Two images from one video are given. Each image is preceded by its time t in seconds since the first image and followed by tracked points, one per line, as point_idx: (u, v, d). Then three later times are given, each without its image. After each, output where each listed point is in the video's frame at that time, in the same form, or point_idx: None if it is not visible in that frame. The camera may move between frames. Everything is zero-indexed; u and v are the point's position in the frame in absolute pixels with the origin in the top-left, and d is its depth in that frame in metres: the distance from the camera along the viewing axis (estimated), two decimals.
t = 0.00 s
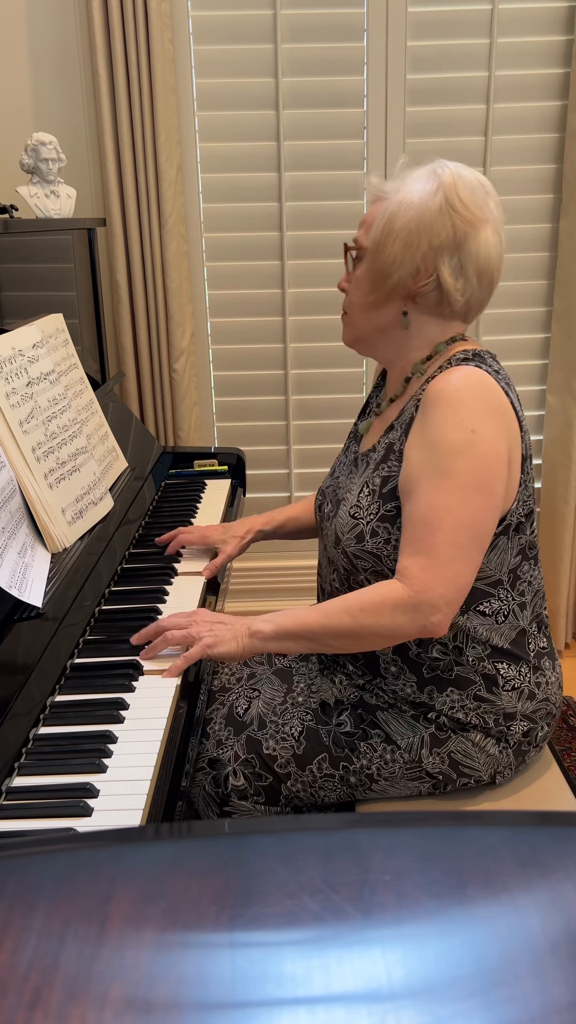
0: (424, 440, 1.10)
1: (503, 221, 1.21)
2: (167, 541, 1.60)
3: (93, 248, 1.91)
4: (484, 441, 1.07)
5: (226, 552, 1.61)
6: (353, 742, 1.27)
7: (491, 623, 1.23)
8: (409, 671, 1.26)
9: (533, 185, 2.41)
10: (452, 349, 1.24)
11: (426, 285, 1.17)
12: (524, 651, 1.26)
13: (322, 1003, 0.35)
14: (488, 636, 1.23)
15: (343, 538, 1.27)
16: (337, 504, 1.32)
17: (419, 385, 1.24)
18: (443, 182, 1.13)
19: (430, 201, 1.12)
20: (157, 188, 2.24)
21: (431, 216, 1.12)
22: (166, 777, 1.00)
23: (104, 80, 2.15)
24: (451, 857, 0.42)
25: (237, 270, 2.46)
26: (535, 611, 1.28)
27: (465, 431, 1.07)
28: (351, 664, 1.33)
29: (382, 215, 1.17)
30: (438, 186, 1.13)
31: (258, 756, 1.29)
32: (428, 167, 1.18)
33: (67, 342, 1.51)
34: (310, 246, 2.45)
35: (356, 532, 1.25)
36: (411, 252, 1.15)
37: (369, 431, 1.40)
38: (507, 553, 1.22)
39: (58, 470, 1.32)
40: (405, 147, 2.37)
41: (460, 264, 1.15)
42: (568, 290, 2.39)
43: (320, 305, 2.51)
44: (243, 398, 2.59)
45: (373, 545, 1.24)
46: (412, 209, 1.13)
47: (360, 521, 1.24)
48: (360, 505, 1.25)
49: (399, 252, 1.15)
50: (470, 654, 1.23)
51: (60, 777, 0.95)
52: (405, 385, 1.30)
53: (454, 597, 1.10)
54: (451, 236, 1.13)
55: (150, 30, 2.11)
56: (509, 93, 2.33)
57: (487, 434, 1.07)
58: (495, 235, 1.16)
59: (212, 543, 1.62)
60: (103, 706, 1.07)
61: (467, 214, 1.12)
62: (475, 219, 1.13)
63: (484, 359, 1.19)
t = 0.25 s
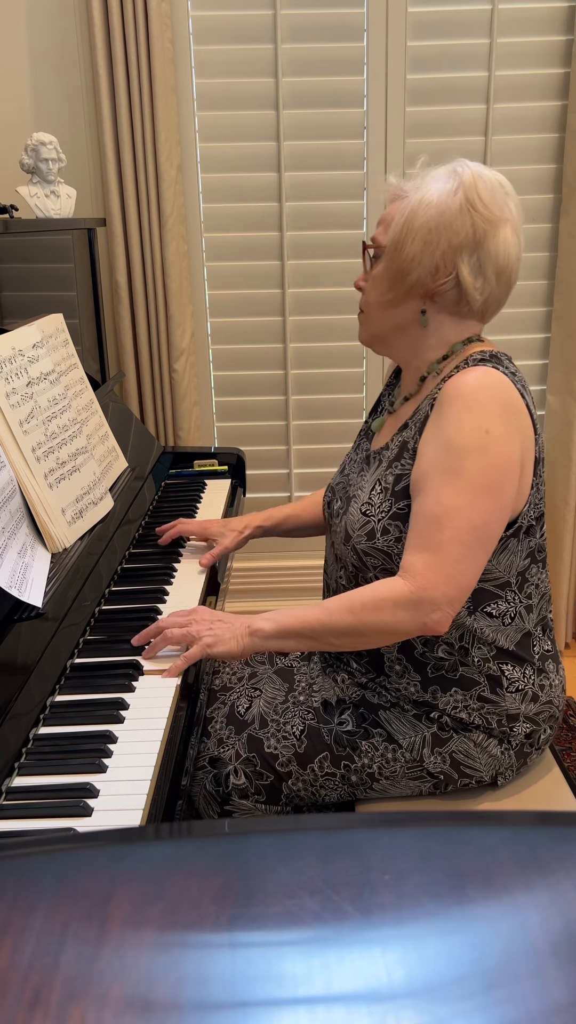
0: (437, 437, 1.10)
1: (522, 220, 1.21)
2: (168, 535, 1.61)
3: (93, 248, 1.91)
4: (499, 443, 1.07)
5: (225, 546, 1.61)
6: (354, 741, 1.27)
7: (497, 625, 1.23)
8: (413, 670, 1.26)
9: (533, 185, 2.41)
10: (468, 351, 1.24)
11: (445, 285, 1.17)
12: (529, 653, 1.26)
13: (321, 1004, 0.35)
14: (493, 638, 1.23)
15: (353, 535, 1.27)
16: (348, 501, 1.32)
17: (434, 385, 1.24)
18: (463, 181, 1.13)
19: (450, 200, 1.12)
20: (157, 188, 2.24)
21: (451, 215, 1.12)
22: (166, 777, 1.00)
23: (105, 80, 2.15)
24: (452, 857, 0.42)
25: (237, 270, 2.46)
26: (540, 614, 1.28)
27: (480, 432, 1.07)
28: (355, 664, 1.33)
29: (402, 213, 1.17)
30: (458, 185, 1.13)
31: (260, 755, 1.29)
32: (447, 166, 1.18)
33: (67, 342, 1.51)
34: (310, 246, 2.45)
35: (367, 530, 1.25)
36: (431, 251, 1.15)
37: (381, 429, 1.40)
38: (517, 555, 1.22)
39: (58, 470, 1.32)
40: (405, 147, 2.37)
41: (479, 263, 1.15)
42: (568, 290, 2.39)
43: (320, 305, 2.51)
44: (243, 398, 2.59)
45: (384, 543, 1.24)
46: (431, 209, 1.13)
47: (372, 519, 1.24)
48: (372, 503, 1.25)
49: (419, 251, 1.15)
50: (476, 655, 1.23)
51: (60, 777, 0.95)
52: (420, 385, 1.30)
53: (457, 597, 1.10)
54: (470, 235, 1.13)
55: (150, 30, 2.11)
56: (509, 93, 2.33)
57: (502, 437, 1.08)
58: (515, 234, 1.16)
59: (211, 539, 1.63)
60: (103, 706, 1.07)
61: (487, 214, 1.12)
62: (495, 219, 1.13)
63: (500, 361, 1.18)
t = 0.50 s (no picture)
0: (448, 439, 1.11)
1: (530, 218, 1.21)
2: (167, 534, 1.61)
3: (93, 248, 1.91)
4: (510, 447, 1.07)
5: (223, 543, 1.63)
6: (355, 741, 1.27)
7: (502, 627, 1.23)
8: (416, 670, 1.26)
9: (533, 185, 2.41)
10: (480, 352, 1.24)
11: (456, 285, 1.17)
12: (532, 655, 1.26)
13: (322, 1004, 0.35)
14: (498, 640, 1.23)
15: (362, 534, 1.27)
16: (356, 500, 1.32)
17: (446, 387, 1.24)
18: (471, 181, 1.13)
19: (458, 200, 1.12)
20: (157, 188, 2.24)
21: (460, 215, 1.12)
22: (166, 777, 1.00)
23: (105, 80, 2.15)
24: (452, 857, 0.42)
25: (237, 270, 2.46)
26: (544, 616, 1.28)
27: (492, 435, 1.07)
28: (358, 663, 1.34)
29: (410, 214, 1.17)
30: (466, 185, 1.13)
31: (260, 754, 1.29)
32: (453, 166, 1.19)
33: (67, 343, 1.51)
34: (310, 246, 2.45)
35: (376, 529, 1.25)
36: (441, 252, 1.15)
37: (390, 429, 1.40)
38: (523, 558, 1.22)
39: (58, 470, 1.32)
40: (405, 147, 2.37)
41: (490, 262, 1.15)
42: (568, 290, 2.39)
43: (320, 305, 2.51)
44: (243, 398, 2.59)
45: (392, 543, 1.24)
46: (440, 209, 1.13)
47: (381, 519, 1.25)
48: (382, 502, 1.25)
49: (429, 252, 1.15)
50: (479, 656, 1.23)
51: (59, 777, 0.95)
52: (432, 386, 1.30)
53: (460, 599, 1.10)
54: (480, 234, 1.13)
55: (150, 30, 2.11)
56: (509, 93, 2.33)
57: (514, 441, 1.08)
58: (524, 232, 1.16)
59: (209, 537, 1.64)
60: (103, 706, 1.07)
61: (496, 212, 1.12)
62: (504, 217, 1.13)
63: (514, 364, 1.19)
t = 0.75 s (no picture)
0: (451, 441, 1.11)
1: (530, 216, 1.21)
2: (168, 537, 1.60)
3: (93, 248, 1.91)
4: (514, 452, 1.08)
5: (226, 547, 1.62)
6: (356, 741, 1.27)
7: (503, 627, 1.23)
8: (417, 671, 1.26)
9: (533, 185, 2.41)
10: (482, 353, 1.24)
11: (457, 285, 1.17)
12: (533, 656, 1.26)
13: (322, 1004, 0.35)
14: (498, 641, 1.23)
15: (364, 536, 1.27)
16: (358, 502, 1.32)
17: (448, 388, 1.24)
18: (469, 181, 1.13)
19: (457, 200, 1.12)
20: (157, 187, 2.24)
21: (459, 214, 1.12)
22: (166, 777, 1.00)
23: (105, 80, 2.15)
24: (452, 857, 0.42)
25: (237, 270, 2.46)
26: (545, 618, 1.28)
27: (497, 439, 1.07)
28: (359, 664, 1.34)
29: (410, 215, 1.17)
30: (465, 185, 1.13)
31: (260, 754, 1.29)
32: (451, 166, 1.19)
33: (67, 343, 1.51)
34: (310, 246, 2.45)
35: (378, 532, 1.25)
36: (441, 252, 1.15)
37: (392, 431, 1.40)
38: (525, 560, 1.21)
39: (58, 470, 1.32)
40: (405, 147, 2.37)
41: (491, 262, 1.15)
42: (568, 290, 2.39)
43: (320, 305, 2.51)
44: (243, 398, 2.59)
45: (394, 546, 1.24)
46: (439, 210, 1.13)
47: (383, 522, 1.25)
48: (383, 505, 1.25)
49: (429, 253, 1.15)
50: (480, 657, 1.24)
51: (59, 777, 0.95)
52: (434, 387, 1.30)
53: (461, 601, 1.10)
54: (480, 234, 1.13)
55: (150, 30, 2.11)
56: (509, 93, 2.33)
57: (517, 446, 1.08)
58: (524, 231, 1.16)
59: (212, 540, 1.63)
60: (102, 706, 1.07)
61: (495, 211, 1.12)
62: (504, 216, 1.13)
63: (516, 366, 1.19)
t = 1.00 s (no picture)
0: (449, 443, 1.11)
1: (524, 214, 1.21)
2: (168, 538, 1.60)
3: (93, 248, 1.92)
4: (511, 451, 1.07)
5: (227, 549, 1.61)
6: (356, 741, 1.27)
7: (502, 627, 1.24)
8: (415, 672, 1.26)
9: (533, 185, 2.41)
10: (479, 353, 1.24)
11: (453, 286, 1.17)
12: (532, 656, 1.26)
13: (322, 1003, 0.35)
14: (497, 641, 1.23)
15: (362, 537, 1.27)
16: (357, 503, 1.33)
17: (445, 388, 1.24)
18: (462, 182, 1.13)
19: (450, 202, 1.12)
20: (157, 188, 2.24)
21: (453, 216, 1.12)
22: (166, 778, 1.00)
23: (105, 80, 2.15)
24: (453, 857, 0.42)
25: (237, 270, 2.46)
26: (545, 617, 1.28)
27: (493, 439, 1.07)
28: (358, 665, 1.34)
29: (403, 218, 1.16)
30: (457, 186, 1.13)
31: (260, 753, 1.29)
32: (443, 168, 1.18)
33: (67, 343, 1.51)
34: (310, 246, 2.45)
35: (376, 532, 1.25)
36: (436, 254, 1.15)
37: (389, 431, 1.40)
38: (525, 560, 1.22)
39: (58, 470, 1.32)
40: (405, 147, 2.37)
41: (486, 261, 1.15)
42: (568, 290, 2.40)
43: (320, 305, 2.51)
44: (243, 398, 2.59)
45: (393, 546, 1.24)
46: (433, 212, 1.13)
47: (381, 522, 1.25)
48: (382, 505, 1.25)
49: (423, 255, 1.15)
50: (480, 657, 1.24)
51: (59, 777, 0.95)
52: (432, 387, 1.30)
53: (462, 603, 1.10)
54: (475, 235, 1.13)
55: (150, 30, 2.11)
56: (509, 93, 2.34)
57: (514, 445, 1.08)
58: (518, 229, 1.16)
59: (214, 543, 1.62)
60: (103, 706, 1.08)
61: (489, 212, 1.12)
62: (497, 215, 1.13)
63: (512, 364, 1.19)
